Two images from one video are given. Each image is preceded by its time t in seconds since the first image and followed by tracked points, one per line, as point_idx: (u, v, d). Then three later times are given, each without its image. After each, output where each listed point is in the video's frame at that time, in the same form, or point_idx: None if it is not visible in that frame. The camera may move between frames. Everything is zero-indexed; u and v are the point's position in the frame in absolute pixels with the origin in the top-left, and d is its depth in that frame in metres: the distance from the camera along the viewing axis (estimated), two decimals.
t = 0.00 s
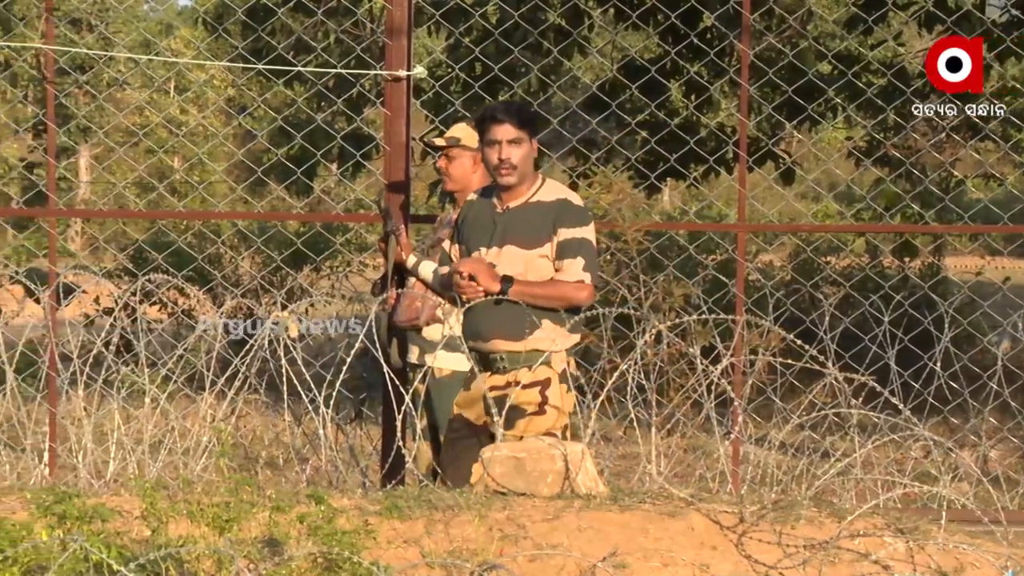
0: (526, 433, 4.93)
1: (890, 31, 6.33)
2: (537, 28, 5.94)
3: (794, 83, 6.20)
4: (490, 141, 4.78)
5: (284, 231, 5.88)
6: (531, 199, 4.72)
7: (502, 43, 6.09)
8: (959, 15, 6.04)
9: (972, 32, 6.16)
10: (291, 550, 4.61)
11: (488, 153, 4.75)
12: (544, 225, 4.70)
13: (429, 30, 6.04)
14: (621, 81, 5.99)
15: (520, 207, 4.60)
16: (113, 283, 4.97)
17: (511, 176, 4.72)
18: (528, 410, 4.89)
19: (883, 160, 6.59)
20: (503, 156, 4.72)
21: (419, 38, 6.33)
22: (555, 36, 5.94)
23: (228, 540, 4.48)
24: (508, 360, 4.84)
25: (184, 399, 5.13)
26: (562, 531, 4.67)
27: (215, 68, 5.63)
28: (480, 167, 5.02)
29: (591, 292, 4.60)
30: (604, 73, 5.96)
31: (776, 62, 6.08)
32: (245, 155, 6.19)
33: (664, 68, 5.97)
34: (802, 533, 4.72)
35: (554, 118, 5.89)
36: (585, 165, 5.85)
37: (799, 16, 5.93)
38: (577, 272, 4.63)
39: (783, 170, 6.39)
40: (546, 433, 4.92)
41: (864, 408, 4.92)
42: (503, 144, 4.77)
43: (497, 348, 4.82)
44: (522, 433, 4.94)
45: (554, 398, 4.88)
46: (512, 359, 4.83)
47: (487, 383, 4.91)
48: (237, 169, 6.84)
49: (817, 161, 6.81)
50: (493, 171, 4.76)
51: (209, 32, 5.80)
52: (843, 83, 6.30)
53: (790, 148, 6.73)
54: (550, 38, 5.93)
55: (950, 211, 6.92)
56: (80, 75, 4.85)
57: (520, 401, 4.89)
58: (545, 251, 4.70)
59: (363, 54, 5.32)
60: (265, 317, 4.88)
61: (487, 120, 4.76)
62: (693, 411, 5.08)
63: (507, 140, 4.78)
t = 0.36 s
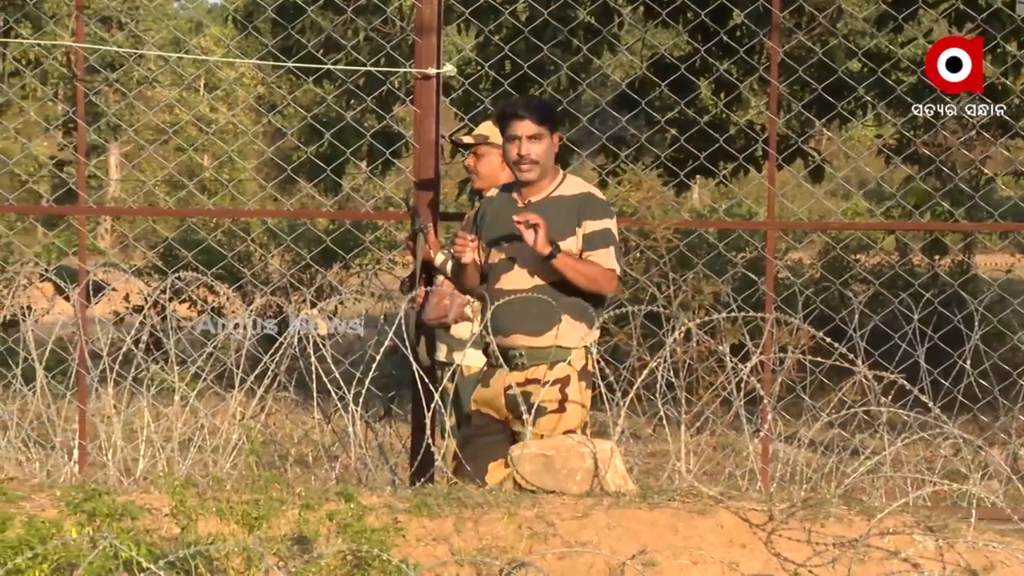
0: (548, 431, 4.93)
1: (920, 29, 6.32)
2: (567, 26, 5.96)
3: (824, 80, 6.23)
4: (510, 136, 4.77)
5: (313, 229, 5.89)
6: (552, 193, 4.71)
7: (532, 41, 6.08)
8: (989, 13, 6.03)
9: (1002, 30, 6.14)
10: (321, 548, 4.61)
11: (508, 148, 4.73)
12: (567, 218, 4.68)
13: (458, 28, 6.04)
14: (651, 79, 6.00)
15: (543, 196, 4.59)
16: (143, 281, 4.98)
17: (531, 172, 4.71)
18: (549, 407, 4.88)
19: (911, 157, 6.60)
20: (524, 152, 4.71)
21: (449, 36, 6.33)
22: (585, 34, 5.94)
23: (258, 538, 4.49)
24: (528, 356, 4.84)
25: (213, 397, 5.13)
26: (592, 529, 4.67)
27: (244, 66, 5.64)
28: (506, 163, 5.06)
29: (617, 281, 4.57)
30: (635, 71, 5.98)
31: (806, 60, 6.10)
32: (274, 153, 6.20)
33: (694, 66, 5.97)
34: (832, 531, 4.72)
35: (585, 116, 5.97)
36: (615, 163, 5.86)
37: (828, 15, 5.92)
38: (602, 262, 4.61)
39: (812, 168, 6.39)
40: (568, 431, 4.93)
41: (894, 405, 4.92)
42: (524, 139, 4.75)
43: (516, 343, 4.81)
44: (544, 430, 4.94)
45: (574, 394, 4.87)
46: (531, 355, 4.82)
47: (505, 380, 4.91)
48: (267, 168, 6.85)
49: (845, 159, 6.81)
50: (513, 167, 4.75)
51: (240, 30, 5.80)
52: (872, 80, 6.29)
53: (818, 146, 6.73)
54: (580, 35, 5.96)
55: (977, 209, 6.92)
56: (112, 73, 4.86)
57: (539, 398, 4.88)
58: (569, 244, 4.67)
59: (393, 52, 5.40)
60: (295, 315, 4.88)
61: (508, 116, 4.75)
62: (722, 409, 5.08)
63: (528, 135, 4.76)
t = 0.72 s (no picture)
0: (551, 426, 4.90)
1: (942, 24, 6.29)
2: (587, 21, 5.86)
3: (845, 75, 6.22)
4: (518, 129, 4.68)
5: (334, 225, 5.89)
6: (557, 187, 4.64)
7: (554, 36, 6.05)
8: (1013, 8, 5.99)
9: None
10: (342, 543, 4.61)
11: (517, 142, 4.64)
12: (570, 212, 4.63)
13: (479, 23, 6.02)
14: (671, 75, 6.01)
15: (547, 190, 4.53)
16: (164, 276, 4.96)
17: (538, 165, 4.63)
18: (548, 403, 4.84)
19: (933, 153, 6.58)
20: (531, 145, 4.62)
21: (469, 31, 6.31)
22: (606, 29, 5.92)
23: (279, 533, 4.49)
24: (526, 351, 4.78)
25: (235, 391, 5.13)
26: (613, 524, 4.67)
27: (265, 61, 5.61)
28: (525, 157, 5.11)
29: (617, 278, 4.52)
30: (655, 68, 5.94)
31: (826, 55, 6.21)
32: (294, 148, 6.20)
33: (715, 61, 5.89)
34: (852, 527, 4.71)
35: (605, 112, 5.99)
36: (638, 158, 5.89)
37: (850, 10, 5.90)
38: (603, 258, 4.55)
39: (833, 164, 6.39)
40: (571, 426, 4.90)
41: (916, 400, 4.91)
42: (532, 133, 4.66)
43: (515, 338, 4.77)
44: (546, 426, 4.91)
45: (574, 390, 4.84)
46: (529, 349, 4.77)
47: (504, 375, 4.88)
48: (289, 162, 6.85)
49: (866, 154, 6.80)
50: (519, 160, 4.66)
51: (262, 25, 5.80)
52: (892, 77, 6.22)
53: (840, 141, 6.72)
54: (600, 31, 5.89)
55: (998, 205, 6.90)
56: (132, 69, 4.85)
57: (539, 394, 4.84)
58: (571, 238, 4.61)
59: (414, 48, 5.44)
60: (316, 310, 4.87)
61: (518, 109, 4.66)
62: (744, 405, 5.07)
63: (537, 129, 4.66)
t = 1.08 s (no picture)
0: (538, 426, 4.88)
1: (966, 19, 6.27)
2: (610, 16, 5.86)
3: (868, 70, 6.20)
4: (496, 128, 4.68)
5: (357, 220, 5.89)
6: (534, 186, 4.66)
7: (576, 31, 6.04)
8: None
9: None
10: (365, 538, 4.61)
11: (494, 141, 4.64)
12: (547, 212, 4.64)
13: (502, 18, 6.02)
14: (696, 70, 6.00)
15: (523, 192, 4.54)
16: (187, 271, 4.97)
17: (516, 165, 4.63)
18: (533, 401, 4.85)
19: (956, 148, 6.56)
20: (509, 145, 4.62)
21: (492, 26, 6.31)
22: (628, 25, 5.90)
23: (301, 529, 4.49)
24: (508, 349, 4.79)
25: (258, 386, 5.14)
26: (636, 520, 4.67)
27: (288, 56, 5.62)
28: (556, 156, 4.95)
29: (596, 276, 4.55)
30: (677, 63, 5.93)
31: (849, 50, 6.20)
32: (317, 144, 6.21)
33: (738, 57, 5.88)
34: (875, 522, 4.70)
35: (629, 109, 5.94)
36: (660, 155, 5.86)
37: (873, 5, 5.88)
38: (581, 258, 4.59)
39: (855, 159, 6.38)
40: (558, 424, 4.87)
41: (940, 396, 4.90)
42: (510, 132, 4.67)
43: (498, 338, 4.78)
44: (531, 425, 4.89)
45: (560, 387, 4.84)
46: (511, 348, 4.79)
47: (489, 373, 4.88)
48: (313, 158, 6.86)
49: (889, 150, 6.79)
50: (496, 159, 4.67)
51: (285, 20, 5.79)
52: (916, 70, 6.25)
53: (863, 137, 6.71)
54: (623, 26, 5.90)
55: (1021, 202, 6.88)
56: (154, 64, 4.85)
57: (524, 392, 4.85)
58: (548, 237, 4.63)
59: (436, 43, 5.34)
60: (339, 305, 4.87)
61: (495, 108, 4.66)
62: (767, 400, 5.06)
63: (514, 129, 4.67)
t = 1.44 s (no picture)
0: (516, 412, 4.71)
1: (994, 15, 6.26)
2: (637, 12, 5.87)
3: (896, 66, 6.20)
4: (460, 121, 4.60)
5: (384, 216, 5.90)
6: (500, 179, 4.55)
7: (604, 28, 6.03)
8: None
9: None
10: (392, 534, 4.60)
11: (459, 136, 4.55)
12: (515, 203, 4.54)
13: (529, 14, 6.02)
14: (722, 66, 5.91)
15: (489, 186, 4.44)
16: (215, 266, 4.98)
17: (482, 159, 4.54)
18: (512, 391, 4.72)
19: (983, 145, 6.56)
20: (474, 140, 4.53)
21: (519, 23, 6.32)
22: (655, 20, 5.93)
23: (328, 524, 4.49)
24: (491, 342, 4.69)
25: (285, 382, 5.15)
26: (662, 516, 4.67)
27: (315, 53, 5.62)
28: (582, 154, 4.88)
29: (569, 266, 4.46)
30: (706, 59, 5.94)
31: (877, 46, 6.18)
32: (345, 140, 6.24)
33: (765, 52, 5.82)
34: (902, 518, 4.69)
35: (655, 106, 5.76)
36: (686, 150, 5.75)
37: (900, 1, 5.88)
38: (553, 248, 4.48)
39: (882, 156, 6.37)
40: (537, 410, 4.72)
41: (969, 392, 4.89)
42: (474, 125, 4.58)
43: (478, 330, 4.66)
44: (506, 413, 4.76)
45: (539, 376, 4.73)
46: (493, 340, 4.67)
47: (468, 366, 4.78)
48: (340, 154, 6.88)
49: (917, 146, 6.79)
50: (462, 153, 4.58)
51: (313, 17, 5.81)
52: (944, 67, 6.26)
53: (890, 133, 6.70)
54: (650, 22, 5.93)
55: None
56: (182, 60, 4.85)
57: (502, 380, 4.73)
58: (517, 229, 4.54)
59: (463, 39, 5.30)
60: (366, 301, 4.87)
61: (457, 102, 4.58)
62: (794, 397, 5.06)
63: (478, 121, 4.58)
